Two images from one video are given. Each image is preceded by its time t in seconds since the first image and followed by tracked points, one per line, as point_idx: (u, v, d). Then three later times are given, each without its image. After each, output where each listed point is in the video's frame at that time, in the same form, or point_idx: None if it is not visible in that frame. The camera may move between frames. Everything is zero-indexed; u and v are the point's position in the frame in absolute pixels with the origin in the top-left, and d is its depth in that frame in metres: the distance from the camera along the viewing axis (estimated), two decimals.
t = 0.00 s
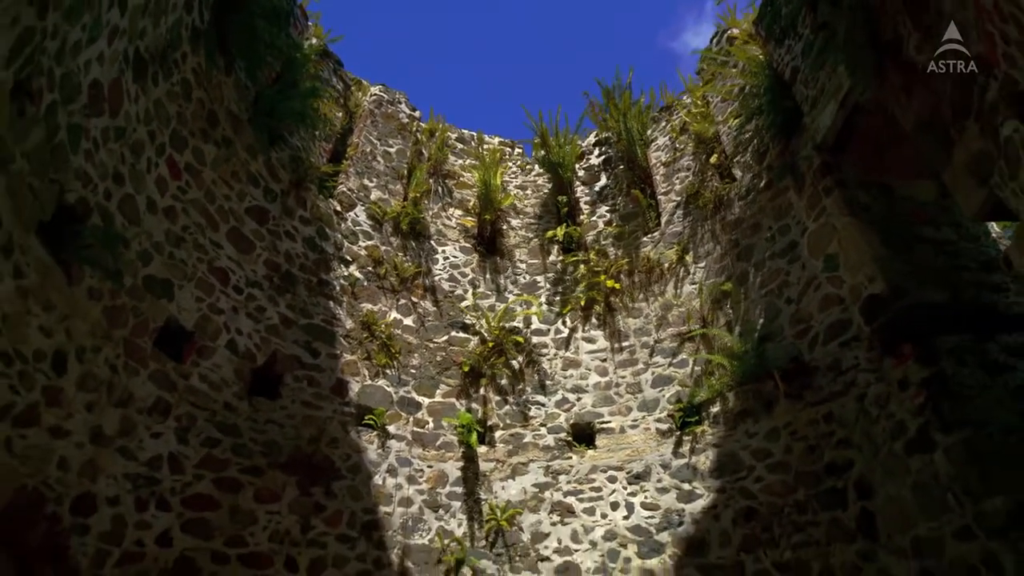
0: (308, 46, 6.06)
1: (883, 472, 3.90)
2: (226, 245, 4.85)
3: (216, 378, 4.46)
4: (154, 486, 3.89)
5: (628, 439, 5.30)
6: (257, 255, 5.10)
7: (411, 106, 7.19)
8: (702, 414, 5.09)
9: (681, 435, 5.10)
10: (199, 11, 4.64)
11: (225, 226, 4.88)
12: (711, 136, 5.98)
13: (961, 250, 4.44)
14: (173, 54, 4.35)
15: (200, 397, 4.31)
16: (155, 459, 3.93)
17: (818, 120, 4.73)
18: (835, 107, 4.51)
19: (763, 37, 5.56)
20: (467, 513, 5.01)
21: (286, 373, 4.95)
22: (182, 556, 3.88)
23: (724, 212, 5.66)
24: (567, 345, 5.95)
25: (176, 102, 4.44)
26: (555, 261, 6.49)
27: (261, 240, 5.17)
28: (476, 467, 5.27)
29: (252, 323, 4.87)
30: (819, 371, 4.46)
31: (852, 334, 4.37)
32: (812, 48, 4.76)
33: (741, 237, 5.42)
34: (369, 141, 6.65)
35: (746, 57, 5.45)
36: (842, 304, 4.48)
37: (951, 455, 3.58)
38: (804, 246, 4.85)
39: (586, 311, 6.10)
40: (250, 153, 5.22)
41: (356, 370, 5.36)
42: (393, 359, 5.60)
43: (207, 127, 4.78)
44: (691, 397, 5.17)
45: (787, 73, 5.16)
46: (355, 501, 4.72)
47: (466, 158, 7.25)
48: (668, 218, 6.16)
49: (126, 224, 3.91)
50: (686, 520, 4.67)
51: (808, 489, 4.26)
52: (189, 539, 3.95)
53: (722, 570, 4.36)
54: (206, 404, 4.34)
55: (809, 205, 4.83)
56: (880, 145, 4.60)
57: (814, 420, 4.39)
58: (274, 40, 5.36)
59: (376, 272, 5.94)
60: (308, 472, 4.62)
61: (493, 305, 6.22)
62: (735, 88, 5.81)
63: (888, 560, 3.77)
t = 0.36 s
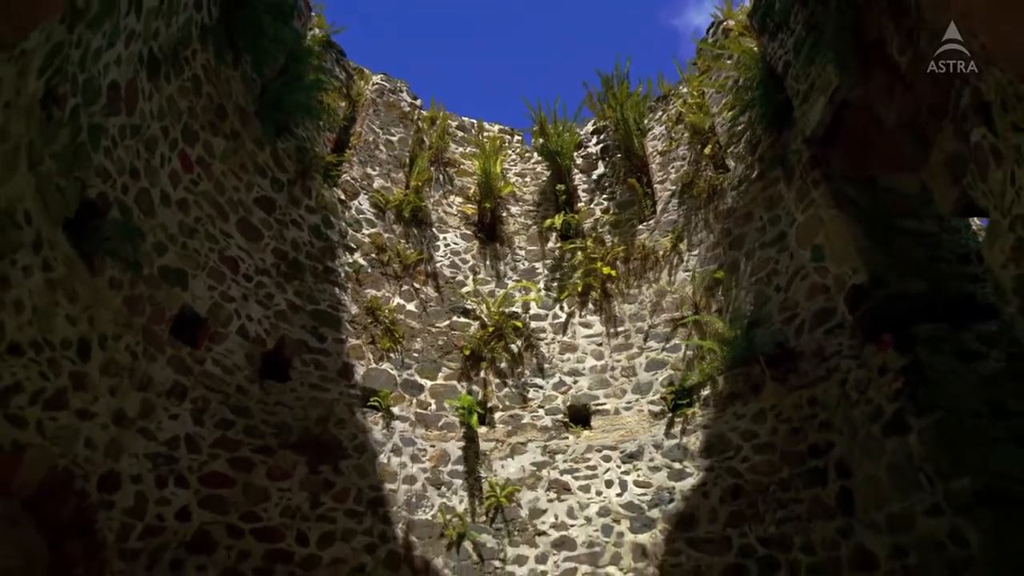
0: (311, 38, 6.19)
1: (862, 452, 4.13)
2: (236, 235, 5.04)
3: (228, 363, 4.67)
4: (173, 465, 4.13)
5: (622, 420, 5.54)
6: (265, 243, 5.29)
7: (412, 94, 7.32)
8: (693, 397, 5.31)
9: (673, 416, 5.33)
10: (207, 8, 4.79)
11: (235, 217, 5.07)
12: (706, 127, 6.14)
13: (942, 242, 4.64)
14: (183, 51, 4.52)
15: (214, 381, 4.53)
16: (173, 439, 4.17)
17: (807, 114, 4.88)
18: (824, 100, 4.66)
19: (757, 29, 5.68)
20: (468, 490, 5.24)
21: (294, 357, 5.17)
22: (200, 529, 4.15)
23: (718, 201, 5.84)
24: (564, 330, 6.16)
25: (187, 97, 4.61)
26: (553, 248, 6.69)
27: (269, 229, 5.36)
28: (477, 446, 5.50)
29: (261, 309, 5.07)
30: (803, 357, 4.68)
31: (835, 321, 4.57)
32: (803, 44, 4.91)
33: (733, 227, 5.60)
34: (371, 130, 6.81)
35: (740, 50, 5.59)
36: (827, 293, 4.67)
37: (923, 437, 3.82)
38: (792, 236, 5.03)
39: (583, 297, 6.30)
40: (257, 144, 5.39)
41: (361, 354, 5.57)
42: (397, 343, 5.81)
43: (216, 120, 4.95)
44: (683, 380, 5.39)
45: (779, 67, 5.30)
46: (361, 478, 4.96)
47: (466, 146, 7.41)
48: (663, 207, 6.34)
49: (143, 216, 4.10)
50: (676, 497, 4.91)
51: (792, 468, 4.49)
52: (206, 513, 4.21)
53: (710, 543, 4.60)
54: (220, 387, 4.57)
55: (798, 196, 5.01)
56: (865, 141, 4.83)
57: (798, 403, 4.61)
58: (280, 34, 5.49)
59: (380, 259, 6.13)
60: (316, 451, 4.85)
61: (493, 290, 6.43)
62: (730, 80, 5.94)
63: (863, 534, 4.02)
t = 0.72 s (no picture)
0: (315, 32, 6.34)
1: (842, 435, 4.36)
2: (246, 227, 5.25)
3: (241, 350, 4.90)
4: (191, 447, 4.37)
5: (617, 403, 5.77)
6: (274, 235, 5.49)
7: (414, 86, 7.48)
8: (685, 382, 5.53)
9: (665, 401, 5.55)
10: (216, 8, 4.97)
11: (245, 210, 5.26)
12: (700, 120, 6.30)
13: (924, 235, 4.82)
14: (194, 52, 4.71)
15: (227, 367, 4.77)
16: (191, 423, 4.40)
17: (798, 110, 5.06)
18: (813, 97, 4.83)
19: (751, 25, 5.83)
20: (469, 471, 5.48)
21: (303, 344, 5.40)
22: (216, 507, 4.41)
23: (711, 193, 6.03)
24: (562, 317, 6.39)
25: (198, 95, 4.81)
26: (552, 237, 6.90)
27: (277, 221, 5.56)
28: (478, 429, 5.74)
29: (271, 298, 5.29)
30: (789, 345, 4.91)
31: (820, 311, 4.78)
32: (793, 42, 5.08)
33: (725, 218, 5.80)
34: (374, 122, 6.98)
35: (734, 44, 5.73)
36: (813, 284, 4.87)
37: (900, 422, 4.02)
38: (781, 228, 5.23)
39: (581, 285, 6.52)
40: (265, 139, 5.57)
41: (367, 341, 5.80)
42: (401, 330, 6.03)
43: (226, 117, 5.15)
44: (675, 366, 5.61)
45: (772, 62, 5.46)
46: (367, 459, 5.21)
47: (467, 136, 7.58)
48: (659, 197, 6.53)
49: (158, 212, 4.31)
50: (667, 477, 5.15)
51: (777, 451, 4.73)
52: (222, 492, 4.47)
53: (699, 520, 4.85)
54: (233, 373, 4.80)
55: (788, 190, 5.20)
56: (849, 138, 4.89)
57: (784, 388, 4.84)
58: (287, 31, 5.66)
59: (384, 248, 6.34)
60: (324, 433, 5.10)
61: (493, 279, 6.64)
62: (725, 74, 6.09)
63: (842, 512, 4.26)
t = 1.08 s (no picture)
0: (320, 30, 6.53)
1: (825, 420, 4.60)
2: (256, 222, 5.46)
3: (252, 339, 5.13)
4: (205, 431, 4.62)
5: (612, 390, 6.01)
6: (282, 228, 5.70)
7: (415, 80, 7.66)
8: (677, 369, 5.76)
9: (658, 387, 5.78)
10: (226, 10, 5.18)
11: (254, 204, 5.48)
12: (695, 115, 6.47)
13: (906, 229, 5.06)
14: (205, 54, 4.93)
15: (240, 356, 5.00)
16: (206, 409, 4.65)
17: (786, 108, 5.27)
18: (801, 96, 5.04)
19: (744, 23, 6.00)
20: (470, 454, 5.73)
21: (310, 333, 5.62)
22: (230, 489, 4.65)
23: (704, 187, 6.22)
24: (560, 307, 6.62)
25: (208, 95, 5.02)
26: (550, 229, 7.12)
27: (285, 215, 5.77)
28: (479, 414, 5.97)
29: (279, 290, 5.51)
30: (776, 334, 5.14)
31: (805, 302, 5.00)
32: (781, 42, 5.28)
33: (717, 211, 6.00)
34: (377, 117, 7.17)
35: (727, 43, 5.90)
36: (800, 276, 5.07)
37: (878, 408, 4.24)
38: (770, 221, 5.44)
39: (578, 276, 6.75)
40: (272, 135, 5.78)
41: (372, 330, 6.03)
42: (404, 319, 6.26)
43: (236, 115, 5.36)
44: (668, 355, 5.84)
45: (762, 61, 5.65)
46: (373, 443, 5.45)
47: (468, 130, 7.77)
48: (654, 191, 6.73)
49: (173, 208, 4.54)
50: (660, 460, 5.39)
51: (764, 435, 4.96)
52: (236, 474, 4.71)
53: (689, 501, 5.09)
54: (245, 361, 5.03)
55: (776, 185, 5.40)
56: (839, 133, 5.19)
57: (771, 376, 5.07)
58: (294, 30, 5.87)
59: (387, 240, 6.55)
60: (332, 418, 5.34)
61: (493, 269, 6.86)
62: (719, 70, 6.25)
63: (823, 493, 4.50)
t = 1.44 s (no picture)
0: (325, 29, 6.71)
1: (811, 408, 4.83)
2: (266, 217, 5.66)
3: (264, 331, 5.36)
4: (221, 419, 4.86)
5: (609, 378, 6.25)
6: (291, 223, 5.91)
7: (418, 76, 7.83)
8: (672, 359, 5.99)
9: (653, 376, 6.01)
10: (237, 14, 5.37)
11: (264, 200, 5.68)
12: (691, 112, 6.66)
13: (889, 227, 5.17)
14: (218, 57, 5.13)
15: (253, 347, 5.23)
16: (222, 397, 4.89)
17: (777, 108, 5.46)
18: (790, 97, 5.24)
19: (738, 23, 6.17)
20: (472, 440, 5.96)
21: (319, 324, 5.85)
22: (245, 473, 4.90)
23: (699, 182, 6.42)
24: (559, 299, 6.85)
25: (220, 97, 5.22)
26: (549, 223, 7.33)
27: (293, 210, 5.97)
28: (481, 402, 6.21)
29: (289, 282, 5.72)
30: (765, 326, 5.37)
31: (793, 295, 5.21)
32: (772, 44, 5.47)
33: (711, 206, 6.21)
34: (380, 113, 7.35)
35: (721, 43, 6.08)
36: (789, 270, 5.28)
37: (861, 397, 4.45)
38: (761, 217, 5.64)
39: (577, 268, 6.97)
40: (281, 133, 5.97)
41: (377, 321, 6.25)
42: (408, 310, 6.47)
43: (246, 115, 5.56)
44: (663, 345, 6.06)
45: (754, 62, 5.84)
46: (379, 429, 5.69)
47: (470, 125, 7.96)
48: (650, 185, 6.94)
49: (190, 207, 4.76)
50: (654, 446, 5.63)
51: (753, 422, 5.20)
52: (250, 459, 4.96)
53: (682, 485, 5.34)
54: (257, 352, 5.26)
55: (767, 182, 5.60)
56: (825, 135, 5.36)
57: (761, 366, 5.30)
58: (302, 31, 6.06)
59: (391, 234, 6.76)
60: (340, 406, 5.58)
61: (495, 262, 7.08)
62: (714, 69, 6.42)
63: (808, 477, 4.75)
